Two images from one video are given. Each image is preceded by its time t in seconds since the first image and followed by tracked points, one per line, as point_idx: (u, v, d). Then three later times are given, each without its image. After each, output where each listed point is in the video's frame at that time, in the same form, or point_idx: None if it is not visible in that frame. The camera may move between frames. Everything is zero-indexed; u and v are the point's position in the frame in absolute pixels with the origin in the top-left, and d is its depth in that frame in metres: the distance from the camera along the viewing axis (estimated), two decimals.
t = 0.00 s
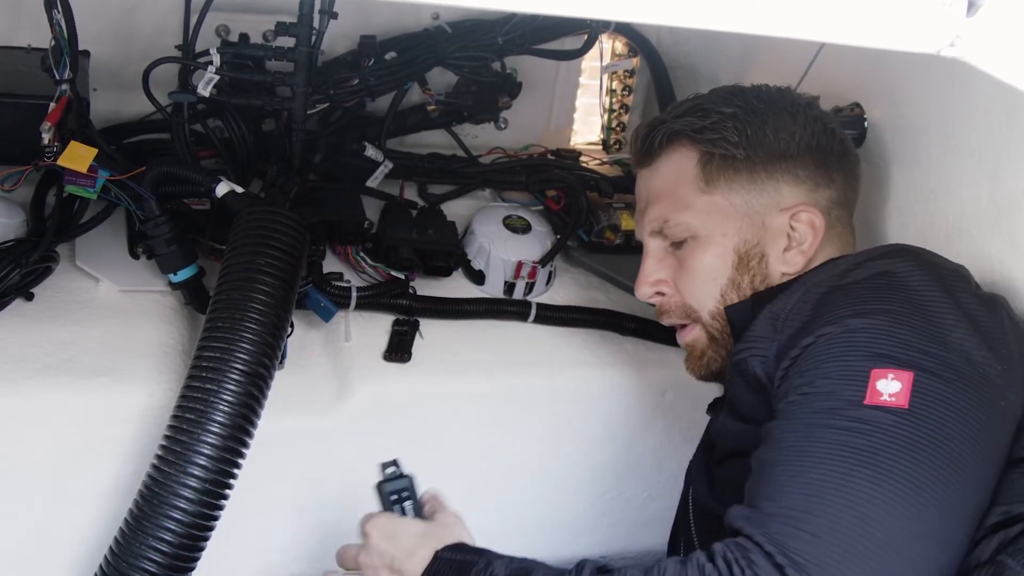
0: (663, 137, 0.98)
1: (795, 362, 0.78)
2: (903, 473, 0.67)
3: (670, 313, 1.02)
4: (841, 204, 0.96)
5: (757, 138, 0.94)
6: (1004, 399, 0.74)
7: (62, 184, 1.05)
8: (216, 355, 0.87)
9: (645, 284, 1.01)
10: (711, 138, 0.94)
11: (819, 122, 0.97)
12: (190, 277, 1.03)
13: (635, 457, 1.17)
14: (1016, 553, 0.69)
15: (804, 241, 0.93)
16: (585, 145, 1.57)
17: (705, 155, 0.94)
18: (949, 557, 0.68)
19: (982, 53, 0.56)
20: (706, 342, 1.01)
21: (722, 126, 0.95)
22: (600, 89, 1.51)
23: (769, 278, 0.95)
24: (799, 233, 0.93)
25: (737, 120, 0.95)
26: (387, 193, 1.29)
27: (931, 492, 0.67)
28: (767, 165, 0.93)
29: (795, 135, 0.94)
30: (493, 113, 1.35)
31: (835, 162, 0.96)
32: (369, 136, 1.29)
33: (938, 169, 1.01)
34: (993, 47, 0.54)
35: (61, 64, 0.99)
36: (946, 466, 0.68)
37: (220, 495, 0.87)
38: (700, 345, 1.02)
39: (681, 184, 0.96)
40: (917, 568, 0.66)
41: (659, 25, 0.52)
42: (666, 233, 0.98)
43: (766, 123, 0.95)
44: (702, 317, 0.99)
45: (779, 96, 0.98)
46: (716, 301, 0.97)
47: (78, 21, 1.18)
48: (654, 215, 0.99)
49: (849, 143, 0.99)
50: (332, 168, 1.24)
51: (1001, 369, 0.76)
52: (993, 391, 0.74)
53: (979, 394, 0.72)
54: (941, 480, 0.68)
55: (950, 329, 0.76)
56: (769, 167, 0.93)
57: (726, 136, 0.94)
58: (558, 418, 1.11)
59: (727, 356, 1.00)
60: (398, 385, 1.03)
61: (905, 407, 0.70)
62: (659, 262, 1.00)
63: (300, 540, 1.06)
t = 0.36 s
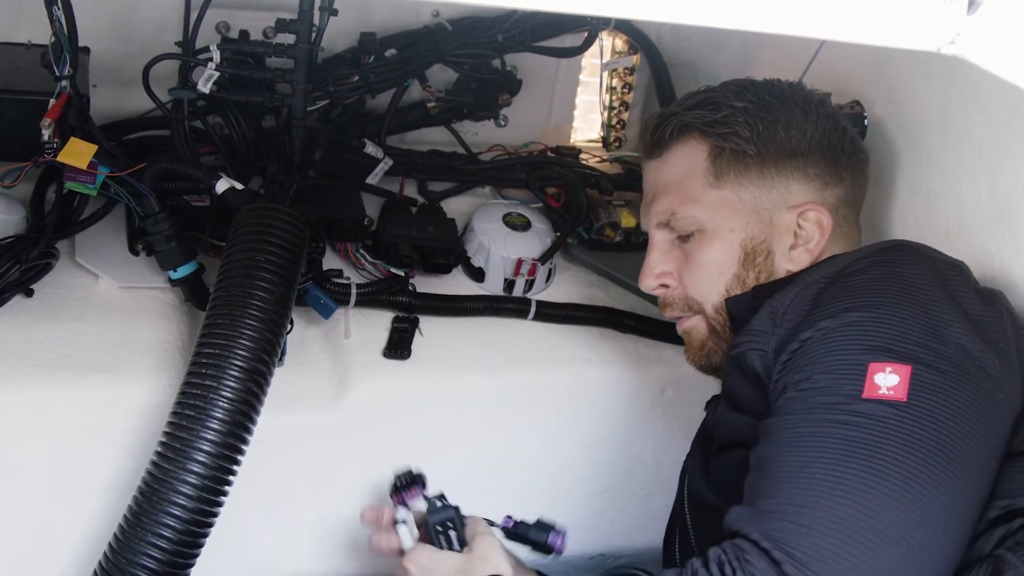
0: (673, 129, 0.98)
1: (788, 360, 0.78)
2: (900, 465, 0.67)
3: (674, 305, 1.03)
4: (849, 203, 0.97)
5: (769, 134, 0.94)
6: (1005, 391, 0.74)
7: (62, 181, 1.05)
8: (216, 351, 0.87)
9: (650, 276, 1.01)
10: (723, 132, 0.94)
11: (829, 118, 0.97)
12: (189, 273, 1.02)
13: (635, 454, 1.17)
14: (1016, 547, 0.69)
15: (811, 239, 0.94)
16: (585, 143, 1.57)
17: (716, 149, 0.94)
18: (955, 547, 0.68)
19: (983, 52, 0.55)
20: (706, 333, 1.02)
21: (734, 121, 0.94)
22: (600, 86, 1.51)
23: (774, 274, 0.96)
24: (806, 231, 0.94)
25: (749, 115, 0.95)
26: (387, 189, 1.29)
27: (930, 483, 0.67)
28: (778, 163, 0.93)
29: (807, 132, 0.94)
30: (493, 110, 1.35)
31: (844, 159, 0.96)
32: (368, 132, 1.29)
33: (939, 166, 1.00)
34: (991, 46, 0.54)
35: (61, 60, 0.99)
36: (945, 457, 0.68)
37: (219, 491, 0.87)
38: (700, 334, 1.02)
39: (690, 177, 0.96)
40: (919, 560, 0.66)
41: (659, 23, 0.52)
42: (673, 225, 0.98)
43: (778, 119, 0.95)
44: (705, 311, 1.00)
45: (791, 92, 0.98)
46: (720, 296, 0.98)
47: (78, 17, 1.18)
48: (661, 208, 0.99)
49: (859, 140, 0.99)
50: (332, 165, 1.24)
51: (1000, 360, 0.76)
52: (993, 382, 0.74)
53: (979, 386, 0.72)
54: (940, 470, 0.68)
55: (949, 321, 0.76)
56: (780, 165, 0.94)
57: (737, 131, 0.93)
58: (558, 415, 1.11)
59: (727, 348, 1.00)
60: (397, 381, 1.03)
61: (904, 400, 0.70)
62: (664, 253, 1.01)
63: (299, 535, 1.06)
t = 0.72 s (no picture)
0: (696, 112, 0.99)
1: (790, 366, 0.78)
2: (908, 474, 0.67)
3: (675, 287, 1.03)
4: (859, 210, 0.98)
5: (790, 127, 0.94)
6: (1010, 399, 0.74)
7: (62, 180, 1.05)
8: (215, 350, 0.87)
9: (654, 254, 1.02)
10: (745, 119, 0.95)
11: (849, 119, 0.98)
12: (189, 272, 1.02)
13: (635, 452, 1.18)
14: (1017, 551, 0.69)
15: (820, 236, 0.94)
16: (585, 142, 1.57)
17: (736, 135, 0.95)
18: (963, 557, 0.67)
19: (982, 51, 0.55)
20: (703, 319, 1.02)
21: (757, 109, 0.95)
22: (600, 86, 1.51)
23: (780, 268, 0.95)
24: (816, 228, 0.94)
25: (772, 106, 0.95)
26: (387, 189, 1.29)
27: (937, 492, 0.67)
28: (796, 156, 0.94)
29: (828, 129, 0.95)
30: (493, 110, 1.35)
31: (859, 163, 0.97)
32: (368, 131, 1.29)
33: (939, 165, 1.01)
34: (991, 45, 0.54)
35: (60, 60, 0.99)
36: (952, 466, 0.68)
37: (219, 490, 0.87)
38: (697, 320, 1.02)
39: (708, 160, 0.97)
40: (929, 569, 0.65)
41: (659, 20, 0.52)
42: (684, 205, 0.98)
43: (800, 114, 0.96)
44: (706, 295, 1.00)
45: (814, 90, 0.99)
46: (725, 281, 0.98)
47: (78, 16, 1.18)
48: (673, 188, 1.00)
49: (875, 150, 1.01)
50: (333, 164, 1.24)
51: (1005, 368, 0.76)
52: (998, 390, 0.73)
53: (985, 395, 0.72)
54: (947, 480, 0.68)
55: (956, 327, 0.76)
56: (798, 159, 0.94)
57: (760, 120, 0.94)
58: (558, 414, 1.11)
59: (725, 334, 1.01)
60: (397, 381, 1.03)
61: (913, 408, 0.70)
62: (671, 234, 1.01)
63: (298, 534, 1.06)
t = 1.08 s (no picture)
0: (707, 107, 0.99)
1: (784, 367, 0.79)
2: (885, 482, 0.67)
3: (677, 281, 1.02)
4: (864, 214, 0.98)
5: (799, 127, 0.95)
6: (994, 410, 0.74)
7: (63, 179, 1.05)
8: (216, 350, 0.87)
9: (657, 247, 1.01)
10: (755, 117, 0.95)
11: (860, 123, 0.99)
12: (190, 272, 1.03)
13: (635, 452, 1.18)
14: (1014, 554, 0.69)
15: (824, 238, 0.94)
16: (586, 141, 1.58)
17: (746, 132, 0.95)
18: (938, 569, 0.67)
19: (985, 52, 0.55)
20: (704, 316, 1.02)
21: (768, 108, 0.95)
22: (601, 85, 1.51)
23: (783, 267, 0.96)
24: (821, 230, 0.94)
25: (782, 106, 0.96)
26: (388, 189, 1.29)
27: (914, 502, 0.67)
28: (804, 156, 0.94)
29: (837, 131, 0.96)
30: (494, 109, 1.35)
31: (867, 168, 0.98)
32: (370, 130, 1.29)
33: (939, 165, 1.01)
34: (993, 46, 0.54)
35: (62, 60, 0.99)
36: (930, 476, 0.68)
37: (219, 490, 0.87)
38: (697, 317, 1.02)
39: (715, 156, 0.97)
40: None
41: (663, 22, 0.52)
42: (690, 199, 0.98)
43: (810, 115, 0.96)
44: (708, 291, 1.00)
45: (824, 92, 0.99)
46: (727, 278, 0.98)
47: (80, 16, 1.18)
48: (680, 182, 1.00)
49: (883, 155, 1.02)
50: (334, 164, 1.25)
51: (991, 378, 0.75)
52: (982, 400, 0.73)
53: (967, 406, 0.72)
54: (923, 491, 0.67)
55: (942, 334, 0.76)
56: (806, 159, 0.95)
57: (769, 119, 0.95)
58: (558, 414, 1.11)
59: (726, 332, 1.01)
60: (398, 381, 1.03)
61: (893, 415, 0.70)
62: (675, 228, 1.01)
63: (298, 534, 1.06)
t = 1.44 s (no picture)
0: (726, 100, 0.99)
1: (779, 368, 0.79)
2: (871, 488, 0.67)
3: (684, 272, 1.02)
4: (874, 216, 0.99)
5: (817, 126, 0.95)
6: (987, 417, 0.73)
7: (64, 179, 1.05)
8: (218, 350, 0.87)
9: (667, 237, 1.01)
10: (775, 111, 0.95)
11: (875, 128, 0.99)
12: (191, 271, 1.03)
13: (636, 452, 1.18)
14: (1014, 556, 0.69)
15: (835, 239, 0.95)
16: (588, 141, 1.57)
17: (764, 127, 0.95)
18: None
19: (987, 52, 0.55)
20: (712, 310, 1.01)
21: (788, 105, 0.95)
22: (603, 85, 1.51)
23: (793, 264, 0.96)
24: (832, 230, 0.95)
25: (802, 104, 0.96)
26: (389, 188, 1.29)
27: (900, 509, 0.66)
28: (819, 156, 0.95)
29: (854, 132, 0.96)
30: (496, 109, 1.35)
31: (880, 171, 0.98)
32: (371, 130, 1.30)
33: (941, 164, 1.01)
34: (994, 45, 0.54)
35: (64, 59, 0.99)
36: (918, 483, 0.68)
37: (220, 490, 0.87)
38: (705, 310, 1.02)
39: (732, 149, 0.97)
40: None
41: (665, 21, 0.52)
42: (704, 191, 0.98)
43: (829, 113, 0.96)
44: (717, 284, 0.99)
45: (841, 92, 0.99)
46: (737, 272, 0.98)
47: (81, 15, 1.18)
48: (695, 173, 1.00)
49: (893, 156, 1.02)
50: (335, 164, 1.25)
51: (984, 384, 0.75)
52: (973, 407, 0.73)
53: (958, 412, 0.72)
54: (910, 498, 0.67)
55: (935, 339, 0.75)
56: (821, 159, 0.95)
57: (789, 116, 0.95)
58: (558, 414, 1.11)
59: (732, 327, 1.01)
60: (399, 380, 1.03)
61: (884, 420, 0.70)
62: (687, 219, 1.01)
63: (297, 533, 1.06)
